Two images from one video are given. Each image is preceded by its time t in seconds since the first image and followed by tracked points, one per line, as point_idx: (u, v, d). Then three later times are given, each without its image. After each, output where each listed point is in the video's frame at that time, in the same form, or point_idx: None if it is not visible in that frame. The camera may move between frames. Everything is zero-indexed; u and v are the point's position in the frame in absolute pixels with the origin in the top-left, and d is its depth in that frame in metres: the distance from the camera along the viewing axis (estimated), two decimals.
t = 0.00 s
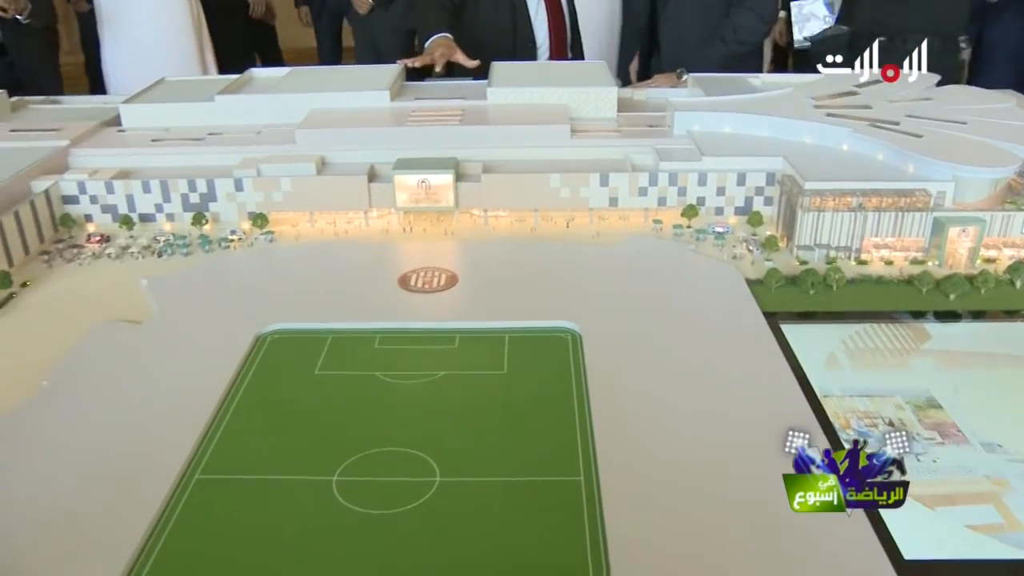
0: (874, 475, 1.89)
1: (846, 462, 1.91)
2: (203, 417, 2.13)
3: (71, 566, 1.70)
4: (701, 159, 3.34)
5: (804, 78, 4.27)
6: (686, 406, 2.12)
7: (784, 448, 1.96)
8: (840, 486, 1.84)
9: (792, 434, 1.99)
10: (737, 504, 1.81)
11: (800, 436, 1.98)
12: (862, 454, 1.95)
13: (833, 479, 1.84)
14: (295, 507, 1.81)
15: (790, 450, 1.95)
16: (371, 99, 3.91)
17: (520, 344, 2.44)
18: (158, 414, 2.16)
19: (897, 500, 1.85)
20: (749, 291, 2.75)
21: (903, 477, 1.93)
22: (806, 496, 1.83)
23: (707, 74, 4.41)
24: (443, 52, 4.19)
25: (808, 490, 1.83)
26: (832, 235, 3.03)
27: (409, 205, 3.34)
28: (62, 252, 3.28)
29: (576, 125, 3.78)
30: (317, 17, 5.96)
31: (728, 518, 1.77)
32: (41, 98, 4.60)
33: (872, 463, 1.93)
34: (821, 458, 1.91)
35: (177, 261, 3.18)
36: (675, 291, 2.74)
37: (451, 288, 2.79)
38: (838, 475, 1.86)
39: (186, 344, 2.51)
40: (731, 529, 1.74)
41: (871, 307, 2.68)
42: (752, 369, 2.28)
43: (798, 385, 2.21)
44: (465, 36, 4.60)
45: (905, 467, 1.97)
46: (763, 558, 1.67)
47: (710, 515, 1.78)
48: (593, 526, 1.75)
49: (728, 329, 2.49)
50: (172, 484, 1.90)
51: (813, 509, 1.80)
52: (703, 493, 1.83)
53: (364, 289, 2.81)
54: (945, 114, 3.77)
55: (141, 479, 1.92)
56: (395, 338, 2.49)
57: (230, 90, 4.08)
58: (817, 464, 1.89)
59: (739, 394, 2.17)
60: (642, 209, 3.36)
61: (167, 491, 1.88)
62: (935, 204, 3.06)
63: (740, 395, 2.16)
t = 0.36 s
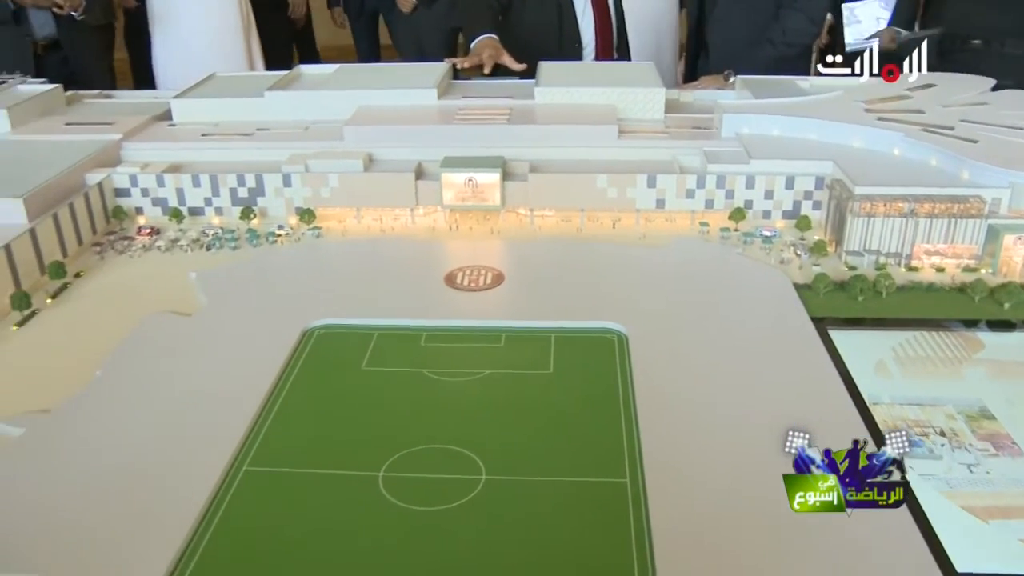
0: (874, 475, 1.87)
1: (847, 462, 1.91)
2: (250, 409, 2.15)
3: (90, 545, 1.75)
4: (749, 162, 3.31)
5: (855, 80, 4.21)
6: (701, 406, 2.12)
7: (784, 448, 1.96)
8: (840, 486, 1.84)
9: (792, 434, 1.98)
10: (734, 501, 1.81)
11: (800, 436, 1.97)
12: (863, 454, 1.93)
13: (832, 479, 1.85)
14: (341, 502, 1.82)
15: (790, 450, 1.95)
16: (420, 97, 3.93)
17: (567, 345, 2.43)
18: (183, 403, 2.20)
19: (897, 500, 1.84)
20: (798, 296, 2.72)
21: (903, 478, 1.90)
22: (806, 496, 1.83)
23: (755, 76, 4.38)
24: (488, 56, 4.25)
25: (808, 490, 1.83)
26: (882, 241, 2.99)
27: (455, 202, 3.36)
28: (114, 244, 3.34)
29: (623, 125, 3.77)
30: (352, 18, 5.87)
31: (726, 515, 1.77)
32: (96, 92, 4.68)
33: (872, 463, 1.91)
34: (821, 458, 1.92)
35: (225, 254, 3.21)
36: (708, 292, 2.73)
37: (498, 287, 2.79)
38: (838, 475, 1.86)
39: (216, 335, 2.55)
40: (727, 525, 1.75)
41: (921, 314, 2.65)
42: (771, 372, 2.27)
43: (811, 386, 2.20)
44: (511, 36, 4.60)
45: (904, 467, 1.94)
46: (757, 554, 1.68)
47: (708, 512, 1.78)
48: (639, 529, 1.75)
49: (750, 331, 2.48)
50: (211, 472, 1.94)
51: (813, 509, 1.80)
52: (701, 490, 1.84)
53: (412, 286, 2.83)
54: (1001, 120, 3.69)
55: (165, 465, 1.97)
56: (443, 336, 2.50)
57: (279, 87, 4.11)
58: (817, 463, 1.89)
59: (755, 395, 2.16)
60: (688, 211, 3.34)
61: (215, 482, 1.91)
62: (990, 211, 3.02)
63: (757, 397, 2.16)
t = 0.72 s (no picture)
0: (874, 475, 1.88)
1: (847, 462, 1.93)
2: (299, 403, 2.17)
3: (107, 526, 1.80)
4: (801, 166, 3.27)
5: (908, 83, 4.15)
6: (739, 408, 2.11)
7: (785, 448, 1.96)
8: (840, 486, 1.85)
9: (792, 434, 1.99)
10: (749, 501, 1.81)
11: (800, 436, 1.98)
12: (863, 454, 1.94)
13: (832, 479, 1.85)
14: (387, 498, 1.83)
15: (790, 450, 1.95)
16: (469, 96, 3.93)
17: (614, 346, 2.42)
18: (221, 394, 2.24)
19: (898, 499, 1.82)
20: (848, 301, 2.68)
21: (904, 477, 1.89)
22: (806, 496, 1.82)
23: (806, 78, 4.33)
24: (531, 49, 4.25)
25: (808, 490, 1.83)
26: (936, 247, 2.95)
27: (503, 201, 3.36)
28: (165, 236, 3.38)
29: (673, 127, 3.75)
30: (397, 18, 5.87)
31: (743, 514, 1.78)
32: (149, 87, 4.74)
33: (872, 463, 1.91)
34: (821, 458, 1.93)
35: (274, 249, 3.24)
36: (749, 295, 2.72)
37: (547, 287, 2.79)
38: (838, 475, 1.87)
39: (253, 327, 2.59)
40: (747, 525, 1.75)
41: (976, 324, 2.60)
42: (803, 375, 2.26)
43: (843, 391, 2.19)
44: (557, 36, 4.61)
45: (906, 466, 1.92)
46: (771, 555, 1.68)
47: (732, 513, 1.78)
48: (686, 532, 1.74)
49: (786, 335, 2.46)
50: (249, 462, 1.96)
51: (813, 509, 1.80)
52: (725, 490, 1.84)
53: (461, 284, 2.83)
54: None
55: (198, 453, 2.01)
56: (491, 334, 2.50)
57: (330, 83, 4.14)
58: (816, 464, 1.91)
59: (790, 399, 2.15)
60: (737, 214, 3.31)
61: (263, 473, 1.93)
62: None
63: (790, 400, 2.15)
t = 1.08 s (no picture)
0: (874, 475, 1.88)
1: (847, 462, 1.93)
2: (350, 398, 2.19)
3: (124, 504, 1.86)
4: (856, 171, 3.22)
5: (967, 89, 4.08)
6: (782, 411, 2.10)
7: (785, 448, 1.96)
8: (840, 486, 1.85)
9: (792, 434, 1.99)
10: (778, 504, 1.81)
11: (800, 436, 1.99)
12: (862, 454, 1.95)
13: (832, 479, 1.85)
14: (436, 495, 1.84)
15: (790, 450, 1.96)
16: (521, 95, 3.93)
17: (666, 349, 2.41)
18: (253, 383, 2.29)
19: (898, 500, 1.82)
20: (904, 310, 2.65)
21: (904, 477, 1.89)
22: (806, 496, 1.82)
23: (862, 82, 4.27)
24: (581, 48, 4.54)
25: (808, 490, 1.83)
26: (995, 256, 2.89)
27: (554, 201, 3.36)
28: (218, 230, 3.42)
29: (726, 130, 3.72)
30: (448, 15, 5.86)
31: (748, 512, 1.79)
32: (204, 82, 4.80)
33: (872, 463, 1.91)
34: (821, 458, 1.93)
35: (326, 244, 3.26)
36: (792, 299, 2.70)
37: (598, 287, 2.78)
38: (838, 476, 1.87)
39: (289, 319, 2.64)
40: (784, 529, 1.75)
41: None
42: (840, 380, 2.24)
43: (882, 397, 2.17)
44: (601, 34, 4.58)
45: (906, 466, 1.92)
46: (801, 560, 1.67)
47: (771, 517, 1.78)
48: (739, 539, 1.72)
49: (827, 339, 2.45)
50: (294, 452, 1.99)
51: (813, 509, 1.80)
52: (759, 492, 1.84)
53: (514, 284, 2.83)
54: None
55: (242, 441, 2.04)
56: (542, 333, 2.50)
57: (382, 80, 4.16)
58: (816, 464, 1.91)
59: (830, 405, 2.14)
60: (790, 218, 3.28)
61: (315, 466, 1.94)
62: None
63: (829, 405, 2.13)
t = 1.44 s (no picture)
0: (874, 475, 1.86)
1: (847, 463, 1.86)
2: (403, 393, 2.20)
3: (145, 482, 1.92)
4: (914, 177, 3.18)
5: None
6: (831, 418, 2.08)
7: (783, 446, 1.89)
8: (841, 486, 1.82)
9: (792, 434, 1.92)
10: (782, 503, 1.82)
11: (798, 436, 1.90)
12: (863, 454, 1.89)
13: (833, 479, 1.82)
14: (487, 493, 1.85)
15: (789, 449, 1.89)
16: (574, 95, 3.92)
17: (717, 352, 2.40)
18: (281, 372, 2.34)
19: (898, 500, 1.81)
20: (962, 320, 2.60)
21: (903, 477, 1.88)
22: (806, 496, 1.81)
23: (917, 86, 4.25)
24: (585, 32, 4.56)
25: (808, 490, 1.81)
26: None
27: (606, 202, 3.35)
28: (271, 224, 3.46)
29: (781, 134, 3.68)
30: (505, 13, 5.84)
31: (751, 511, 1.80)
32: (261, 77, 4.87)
33: (872, 463, 1.89)
34: (821, 458, 1.88)
35: (379, 240, 3.29)
36: (837, 303, 2.68)
37: (650, 289, 2.77)
38: (839, 476, 1.83)
39: (326, 312, 2.67)
40: (831, 538, 1.73)
41: None
42: (887, 386, 2.22)
43: (930, 405, 2.14)
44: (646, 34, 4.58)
45: (905, 466, 1.92)
46: (845, 567, 1.66)
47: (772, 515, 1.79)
48: (793, 546, 1.71)
49: (875, 346, 2.42)
50: (325, 443, 2.03)
51: (813, 510, 1.79)
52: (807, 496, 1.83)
53: (567, 284, 2.83)
54: None
55: (293, 432, 2.07)
56: (592, 334, 2.50)
57: (436, 78, 4.18)
58: (817, 463, 1.87)
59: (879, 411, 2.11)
60: (845, 224, 3.24)
61: (367, 462, 1.96)
62: None
63: (876, 412, 2.11)
